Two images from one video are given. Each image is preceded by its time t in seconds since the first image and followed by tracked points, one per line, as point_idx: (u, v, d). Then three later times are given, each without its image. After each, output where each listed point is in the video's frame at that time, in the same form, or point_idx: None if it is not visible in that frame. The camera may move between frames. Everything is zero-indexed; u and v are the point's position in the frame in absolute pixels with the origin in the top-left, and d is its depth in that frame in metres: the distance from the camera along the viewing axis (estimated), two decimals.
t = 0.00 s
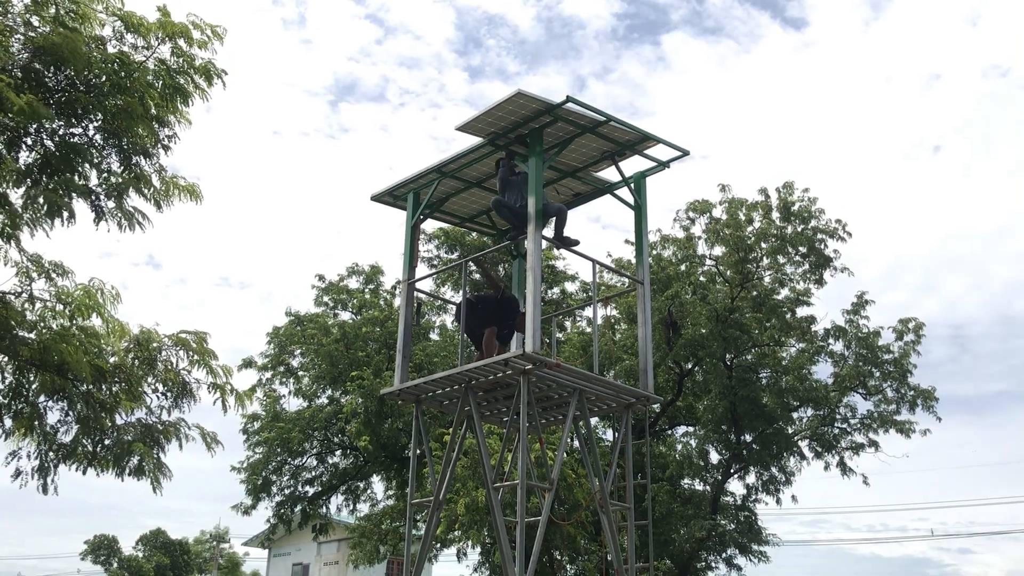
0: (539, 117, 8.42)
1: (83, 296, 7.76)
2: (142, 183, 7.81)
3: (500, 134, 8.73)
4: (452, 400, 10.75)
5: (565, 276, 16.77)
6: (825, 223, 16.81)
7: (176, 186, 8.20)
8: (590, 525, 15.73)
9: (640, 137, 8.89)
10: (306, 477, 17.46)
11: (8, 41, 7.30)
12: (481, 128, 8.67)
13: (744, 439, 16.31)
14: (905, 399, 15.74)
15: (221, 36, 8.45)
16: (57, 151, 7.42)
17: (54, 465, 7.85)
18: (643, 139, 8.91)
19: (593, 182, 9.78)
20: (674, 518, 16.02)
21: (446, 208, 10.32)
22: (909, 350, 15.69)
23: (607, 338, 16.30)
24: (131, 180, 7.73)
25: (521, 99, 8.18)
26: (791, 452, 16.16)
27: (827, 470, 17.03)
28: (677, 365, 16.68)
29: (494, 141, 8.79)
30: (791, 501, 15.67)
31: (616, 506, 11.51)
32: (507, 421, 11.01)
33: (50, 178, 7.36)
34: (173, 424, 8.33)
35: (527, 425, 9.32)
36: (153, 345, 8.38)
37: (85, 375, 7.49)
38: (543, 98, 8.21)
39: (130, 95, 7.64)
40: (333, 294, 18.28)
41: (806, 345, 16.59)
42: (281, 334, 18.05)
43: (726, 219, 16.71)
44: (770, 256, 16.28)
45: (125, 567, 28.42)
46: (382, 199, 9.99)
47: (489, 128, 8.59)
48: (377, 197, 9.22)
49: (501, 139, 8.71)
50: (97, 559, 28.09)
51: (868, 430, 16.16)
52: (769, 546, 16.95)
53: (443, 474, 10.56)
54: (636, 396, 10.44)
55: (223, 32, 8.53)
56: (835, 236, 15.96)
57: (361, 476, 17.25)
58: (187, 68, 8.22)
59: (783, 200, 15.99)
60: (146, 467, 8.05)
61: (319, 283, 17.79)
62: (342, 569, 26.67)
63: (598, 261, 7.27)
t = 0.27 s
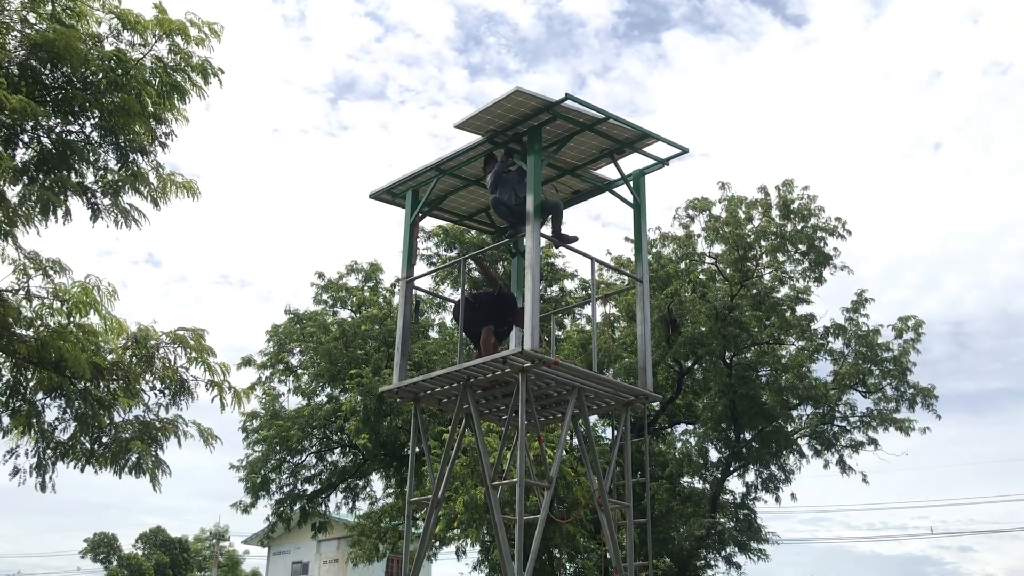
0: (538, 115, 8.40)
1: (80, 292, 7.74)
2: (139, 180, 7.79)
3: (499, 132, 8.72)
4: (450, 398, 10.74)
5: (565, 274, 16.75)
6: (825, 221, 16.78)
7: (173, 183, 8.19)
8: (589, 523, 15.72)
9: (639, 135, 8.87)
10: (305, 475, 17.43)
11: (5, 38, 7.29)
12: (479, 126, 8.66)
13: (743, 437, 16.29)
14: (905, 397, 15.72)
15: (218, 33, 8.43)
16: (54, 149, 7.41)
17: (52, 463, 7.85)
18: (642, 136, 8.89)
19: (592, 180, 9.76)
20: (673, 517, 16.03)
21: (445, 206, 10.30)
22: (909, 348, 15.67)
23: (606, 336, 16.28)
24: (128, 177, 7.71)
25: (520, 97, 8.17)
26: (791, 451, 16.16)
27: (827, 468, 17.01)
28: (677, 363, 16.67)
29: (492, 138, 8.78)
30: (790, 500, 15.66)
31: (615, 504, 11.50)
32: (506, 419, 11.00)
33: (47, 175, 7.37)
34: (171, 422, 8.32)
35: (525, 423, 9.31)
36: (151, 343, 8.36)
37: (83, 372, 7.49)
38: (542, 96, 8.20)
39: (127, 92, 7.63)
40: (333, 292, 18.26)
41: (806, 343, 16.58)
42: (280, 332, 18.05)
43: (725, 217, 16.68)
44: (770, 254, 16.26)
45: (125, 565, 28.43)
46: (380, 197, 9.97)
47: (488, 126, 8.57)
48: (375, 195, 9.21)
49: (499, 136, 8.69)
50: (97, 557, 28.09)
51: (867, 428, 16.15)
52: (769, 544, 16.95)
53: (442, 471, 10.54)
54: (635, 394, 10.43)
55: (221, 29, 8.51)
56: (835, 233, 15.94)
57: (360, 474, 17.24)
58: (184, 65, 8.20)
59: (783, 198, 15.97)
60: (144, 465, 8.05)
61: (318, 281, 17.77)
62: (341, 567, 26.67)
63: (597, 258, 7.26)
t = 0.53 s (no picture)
0: (540, 112, 8.39)
1: (82, 290, 7.74)
2: (141, 178, 7.77)
3: (501, 129, 8.70)
4: (453, 395, 10.73)
5: (568, 272, 16.72)
6: (829, 218, 16.73)
7: (175, 180, 8.18)
8: (593, 521, 15.69)
9: (642, 132, 8.85)
10: (309, 473, 17.42)
11: (6, 35, 7.28)
12: (481, 123, 8.64)
13: (747, 435, 16.25)
14: (909, 394, 15.67)
15: (220, 31, 8.43)
16: (55, 146, 7.40)
17: (54, 461, 7.85)
18: (645, 133, 8.87)
19: (595, 177, 9.74)
20: (677, 514, 15.96)
21: (448, 203, 10.29)
22: (914, 345, 15.62)
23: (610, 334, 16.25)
24: (129, 175, 7.69)
25: (522, 94, 8.15)
26: (795, 448, 16.13)
27: (831, 466, 16.97)
28: (680, 361, 16.63)
29: (494, 135, 8.76)
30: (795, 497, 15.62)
31: (619, 501, 11.49)
32: (509, 416, 10.98)
33: (48, 173, 7.36)
34: (173, 419, 8.31)
35: (528, 420, 9.30)
36: (153, 340, 8.36)
37: (84, 369, 7.48)
38: (544, 93, 8.18)
39: (128, 89, 7.62)
40: (336, 290, 18.26)
41: (810, 340, 16.55)
42: (284, 330, 18.06)
43: (729, 214, 16.64)
44: (774, 251, 16.23)
45: (130, 563, 28.48)
46: (383, 194, 9.96)
47: (490, 123, 8.56)
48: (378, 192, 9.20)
49: (501, 133, 8.67)
50: (102, 555, 28.13)
51: (872, 426, 16.11)
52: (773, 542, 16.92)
53: (444, 469, 10.53)
54: (638, 392, 10.41)
55: (222, 27, 8.50)
56: (839, 230, 15.89)
57: (364, 472, 17.24)
58: (186, 63, 8.19)
59: (786, 195, 15.93)
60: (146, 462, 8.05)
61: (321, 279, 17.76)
62: (345, 564, 26.70)
63: (599, 255, 7.23)
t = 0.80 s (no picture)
0: (545, 110, 8.38)
1: (88, 287, 7.77)
2: (147, 175, 7.80)
3: (507, 127, 8.71)
4: (459, 393, 10.74)
5: (574, 270, 16.71)
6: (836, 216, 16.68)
7: (181, 178, 8.20)
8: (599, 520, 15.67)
9: (647, 129, 8.84)
10: (316, 471, 17.46)
11: (13, 34, 7.32)
12: (486, 121, 8.64)
13: (754, 433, 16.21)
14: (917, 392, 15.62)
15: (226, 29, 8.45)
16: (61, 144, 7.43)
17: (61, 457, 7.89)
18: (651, 131, 8.86)
19: (601, 175, 9.74)
20: (683, 513, 16.08)
21: (454, 201, 10.30)
22: (921, 344, 15.56)
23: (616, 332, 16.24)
24: (135, 172, 7.72)
25: (526, 92, 8.15)
26: (802, 447, 16.10)
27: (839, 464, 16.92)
28: (687, 359, 16.62)
29: (500, 133, 8.77)
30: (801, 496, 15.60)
31: (624, 499, 11.48)
32: (515, 414, 10.99)
33: (54, 170, 7.39)
34: (179, 416, 8.34)
35: (533, 418, 9.31)
36: (158, 337, 8.40)
37: (90, 366, 7.51)
38: (549, 90, 8.18)
39: (134, 87, 7.65)
40: (343, 288, 18.29)
41: (817, 338, 16.50)
42: (291, 328, 18.10)
43: (736, 212, 16.61)
44: (780, 250, 16.19)
45: (138, 561, 28.58)
46: (389, 192, 9.98)
47: (494, 121, 8.56)
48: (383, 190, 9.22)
49: (507, 131, 8.67)
50: (110, 552, 28.24)
51: (879, 425, 16.06)
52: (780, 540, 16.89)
53: (450, 466, 10.54)
54: (644, 390, 10.40)
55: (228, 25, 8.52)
56: (846, 229, 15.84)
57: (371, 470, 17.28)
58: (192, 61, 8.22)
59: (793, 193, 15.89)
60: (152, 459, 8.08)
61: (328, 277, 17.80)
62: (352, 562, 26.74)
63: (604, 253, 7.23)
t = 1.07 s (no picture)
0: (551, 104, 8.34)
1: (94, 281, 7.73)
2: (152, 168, 7.77)
3: (513, 121, 8.67)
4: (463, 388, 10.71)
5: (578, 266, 16.67)
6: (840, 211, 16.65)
7: (187, 171, 8.17)
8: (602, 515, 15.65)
9: (653, 123, 8.81)
10: (318, 466, 17.44)
11: (18, 25, 7.27)
12: (492, 115, 8.61)
13: (757, 429, 16.19)
14: (920, 388, 15.59)
15: (232, 22, 8.41)
16: (67, 136, 7.39)
17: (66, 451, 7.86)
18: (657, 125, 8.82)
19: (606, 169, 9.70)
20: (686, 508, 15.90)
21: (459, 196, 10.26)
22: (925, 339, 15.54)
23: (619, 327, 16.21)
24: (141, 165, 7.69)
25: (533, 85, 8.11)
26: (805, 443, 16.07)
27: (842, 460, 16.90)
28: (690, 355, 16.58)
29: (505, 127, 8.73)
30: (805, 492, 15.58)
31: (629, 494, 11.46)
32: (519, 410, 10.96)
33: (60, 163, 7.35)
34: (184, 411, 8.32)
35: (538, 413, 9.28)
36: (164, 331, 8.36)
37: (95, 360, 7.46)
38: (555, 84, 8.14)
39: (140, 79, 7.62)
40: (345, 283, 18.25)
41: (820, 334, 16.48)
42: (293, 323, 18.07)
43: (740, 207, 16.57)
44: (784, 245, 16.16)
45: (139, 556, 28.58)
46: (393, 186, 9.94)
47: (500, 115, 8.52)
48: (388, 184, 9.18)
49: (512, 125, 8.63)
50: (111, 547, 28.25)
51: (882, 421, 16.04)
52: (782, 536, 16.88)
53: (454, 461, 10.51)
54: (649, 385, 10.37)
55: (234, 17, 8.49)
56: (850, 224, 15.81)
57: (373, 465, 17.26)
58: (198, 54, 8.18)
59: (797, 188, 15.85)
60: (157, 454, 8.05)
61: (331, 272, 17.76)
62: (354, 558, 26.75)
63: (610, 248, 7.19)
